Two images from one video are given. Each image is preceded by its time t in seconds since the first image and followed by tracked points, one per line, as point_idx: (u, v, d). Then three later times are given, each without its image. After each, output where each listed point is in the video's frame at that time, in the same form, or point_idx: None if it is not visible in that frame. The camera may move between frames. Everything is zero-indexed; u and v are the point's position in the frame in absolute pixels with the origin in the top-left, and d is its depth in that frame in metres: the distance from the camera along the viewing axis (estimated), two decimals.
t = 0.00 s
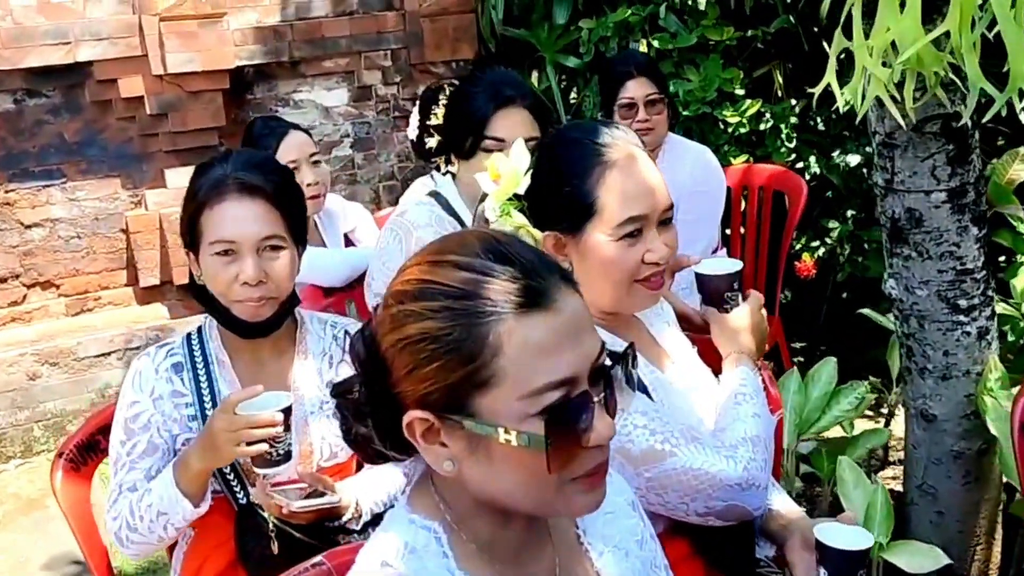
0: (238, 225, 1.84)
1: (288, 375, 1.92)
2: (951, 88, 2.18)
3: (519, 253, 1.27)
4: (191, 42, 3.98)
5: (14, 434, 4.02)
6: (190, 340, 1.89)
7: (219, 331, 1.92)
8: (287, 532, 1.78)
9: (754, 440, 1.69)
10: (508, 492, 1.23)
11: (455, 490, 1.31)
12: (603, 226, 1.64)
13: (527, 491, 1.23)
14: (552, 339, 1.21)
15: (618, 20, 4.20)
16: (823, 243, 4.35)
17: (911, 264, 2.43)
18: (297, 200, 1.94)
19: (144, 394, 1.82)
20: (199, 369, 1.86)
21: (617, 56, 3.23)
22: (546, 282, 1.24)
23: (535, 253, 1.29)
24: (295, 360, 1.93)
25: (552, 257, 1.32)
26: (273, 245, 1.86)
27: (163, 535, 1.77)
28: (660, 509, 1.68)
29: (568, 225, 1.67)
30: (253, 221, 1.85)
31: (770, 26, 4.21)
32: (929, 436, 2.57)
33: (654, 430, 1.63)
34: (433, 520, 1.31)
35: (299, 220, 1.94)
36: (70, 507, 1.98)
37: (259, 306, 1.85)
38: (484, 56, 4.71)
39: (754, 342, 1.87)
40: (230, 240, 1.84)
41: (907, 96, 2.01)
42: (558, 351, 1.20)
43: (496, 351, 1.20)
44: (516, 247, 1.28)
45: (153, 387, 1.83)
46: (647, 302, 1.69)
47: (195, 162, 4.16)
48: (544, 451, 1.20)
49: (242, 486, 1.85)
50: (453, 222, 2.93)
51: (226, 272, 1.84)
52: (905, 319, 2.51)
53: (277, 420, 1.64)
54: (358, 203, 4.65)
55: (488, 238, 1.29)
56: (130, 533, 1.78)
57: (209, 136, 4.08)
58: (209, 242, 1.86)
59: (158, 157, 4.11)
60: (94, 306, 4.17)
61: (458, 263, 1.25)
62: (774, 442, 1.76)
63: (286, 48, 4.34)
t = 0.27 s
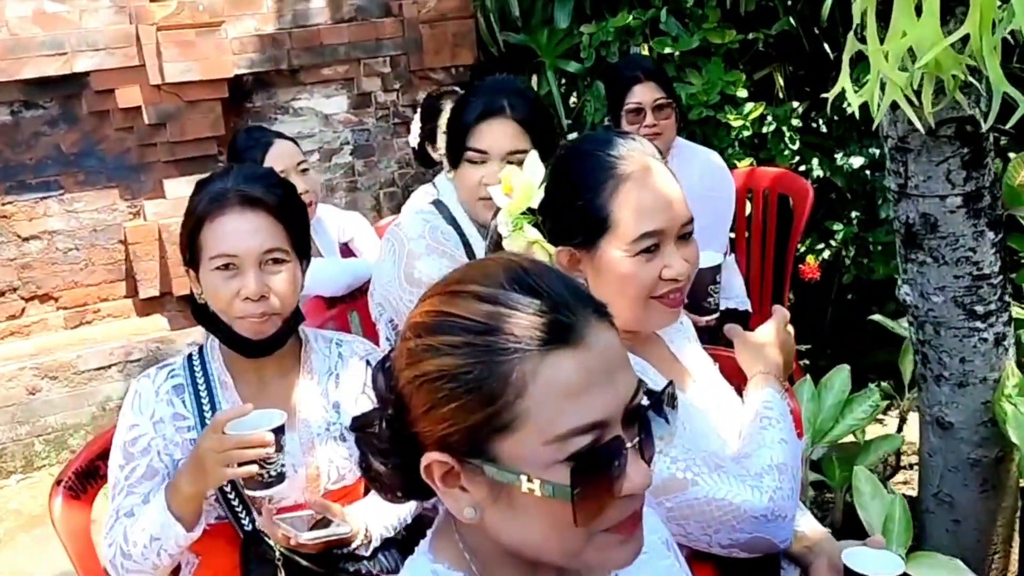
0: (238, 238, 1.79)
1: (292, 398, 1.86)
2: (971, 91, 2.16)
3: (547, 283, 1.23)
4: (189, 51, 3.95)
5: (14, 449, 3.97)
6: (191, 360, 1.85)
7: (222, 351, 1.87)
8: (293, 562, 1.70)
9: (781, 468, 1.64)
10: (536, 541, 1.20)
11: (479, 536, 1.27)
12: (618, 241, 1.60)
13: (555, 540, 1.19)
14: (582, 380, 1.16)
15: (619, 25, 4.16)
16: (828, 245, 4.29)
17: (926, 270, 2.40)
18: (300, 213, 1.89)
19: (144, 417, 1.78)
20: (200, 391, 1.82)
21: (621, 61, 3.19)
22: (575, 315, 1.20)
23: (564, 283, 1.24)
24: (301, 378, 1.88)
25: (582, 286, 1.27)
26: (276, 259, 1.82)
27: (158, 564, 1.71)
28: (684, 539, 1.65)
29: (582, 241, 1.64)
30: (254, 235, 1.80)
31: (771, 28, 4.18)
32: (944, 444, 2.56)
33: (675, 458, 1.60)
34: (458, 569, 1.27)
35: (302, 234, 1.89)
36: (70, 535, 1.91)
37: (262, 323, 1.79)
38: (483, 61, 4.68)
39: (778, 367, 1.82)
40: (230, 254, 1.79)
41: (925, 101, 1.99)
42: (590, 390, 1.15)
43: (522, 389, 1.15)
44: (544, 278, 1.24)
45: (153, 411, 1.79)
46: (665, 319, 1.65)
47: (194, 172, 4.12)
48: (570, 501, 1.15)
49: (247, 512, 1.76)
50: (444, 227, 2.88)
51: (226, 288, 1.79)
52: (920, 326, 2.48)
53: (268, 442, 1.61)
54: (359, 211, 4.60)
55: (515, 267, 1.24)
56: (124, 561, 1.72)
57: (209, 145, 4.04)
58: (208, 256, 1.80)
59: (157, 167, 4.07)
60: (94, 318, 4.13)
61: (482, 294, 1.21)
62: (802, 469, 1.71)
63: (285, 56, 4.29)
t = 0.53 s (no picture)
0: (243, 256, 1.76)
1: (299, 420, 1.81)
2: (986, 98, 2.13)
3: (578, 318, 1.17)
4: (189, 59, 3.91)
5: (16, 463, 3.93)
6: (195, 379, 1.82)
7: (226, 369, 1.83)
8: None
9: (806, 505, 1.61)
10: None
11: None
12: (639, 257, 1.58)
13: None
14: (619, 424, 1.11)
15: (621, 29, 4.07)
16: (833, 251, 4.24)
17: (939, 280, 2.36)
18: (306, 231, 1.85)
19: (146, 434, 1.75)
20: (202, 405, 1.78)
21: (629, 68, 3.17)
22: (608, 352, 1.14)
23: (594, 317, 1.19)
24: (303, 401, 1.83)
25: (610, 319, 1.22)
26: (282, 277, 1.78)
27: None
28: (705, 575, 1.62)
29: (601, 257, 1.61)
30: (259, 252, 1.76)
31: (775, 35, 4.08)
32: (959, 456, 2.53)
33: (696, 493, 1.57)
34: None
35: (309, 251, 1.84)
36: (71, 563, 1.87)
37: (268, 343, 1.75)
38: (484, 67, 4.64)
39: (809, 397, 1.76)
40: (234, 272, 1.75)
41: (941, 108, 1.96)
42: (628, 435, 1.11)
43: (553, 434, 1.09)
44: (573, 312, 1.18)
45: (156, 429, 1.76)
46: (687, 340, 1.62)
47: (195, 181, 4.08)
48: (610, 557, 1.10)
49: (255, 537, 1.70)
50: (435, 228, 2.79)
51: (230, 306, 1.75)
52: (933, 337, 2.44)
53: (241, 443, 1.55)
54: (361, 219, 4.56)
55: (541, 300, 1.18)
56: None
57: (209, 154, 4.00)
58: (211, 274, 1.76)
59: (157, 177, 4.03)
60: (95, 330, 4.09)
61: (509, 330, 1.14)
62: (829, 504, 1.67)
63: (285, 63, 4.25)
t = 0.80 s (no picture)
0: (251, 277, 1.72)
1: (306, 442, 1.76)
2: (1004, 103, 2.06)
3: (621, 352, 1.14)
4: (189, 62, 3.86)
5: (15, 472, 3.89)
6: (200, 393, 1.78)
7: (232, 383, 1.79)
8: None
9: (831, 551, 1.54)
10: None
11: None
12: (666, 273, 1.55)
13: None
14: (670, 466, 1.08)
15: (626, 32, 4.04)
16: (840, 256, 4.20)
17: (956, 290, 2.32)
18: (318, 249, 1.81)
19: (152, 448, 1.71)
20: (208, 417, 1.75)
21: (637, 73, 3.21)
22: (654, 389, 1.11)
23: (636, 351, 1.16)
24: (310, 422, 1.78)
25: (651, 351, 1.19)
26: (290, 300, 1.74)
27: None
28: None
29: (626, 273, 1.59)
30: (267, 273, 1.72)
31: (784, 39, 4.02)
32: (974, 468, 2.48)
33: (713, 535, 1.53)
34: None
35: (320, 270, 1.80)
36: None
37: (272, 367, 1.73)
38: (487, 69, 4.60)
39: (847, 426, 1.72)
40: (242, 294, 1.71)
41: (959, 114, 1.87)
42: (676, 480, 1.08)
43: (604, 480, 1.06)
44: (616, 347, 1.15)
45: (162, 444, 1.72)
46: (716, 358, 1.59)
47: (195, 185, 4.03)
48: None
49: (263, 557, 1.65)
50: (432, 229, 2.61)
51: (237, 328, 1.71)
52: (949, 347, 2.40)
53: (227, 444, 1.53)
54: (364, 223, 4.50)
55: (582, 335, 1.15)
56: None
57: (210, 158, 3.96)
58: (218, 295, 1.73)
59: (157, 181, 3.99)
60: (95, 337, 4.05)
61: (554, 368, 1.09)
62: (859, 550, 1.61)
63: (287, 66, 4.19)
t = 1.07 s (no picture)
0: (262, 299, 1.70)
1: (316, 464, 1.74)
2: None
3: (678, 407, 1.08)
4: (188, 63, 3.81)
5: (7, 477, 3.82)
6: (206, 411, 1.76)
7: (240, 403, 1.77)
8: None
9: None
10: None
11: None
12: (701, 296, 1.52)
13: None
14: (730, 530, 1.03)
15: (631, 35, 4.01)
16: (845, 260, 4.14)
17: (971, 301, 2.28)
18: (329, 271, 1.79)
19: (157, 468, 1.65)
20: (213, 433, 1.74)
21: (645, 77, 3.23)
22: (715, 450, 1.06)
23: (692, 405, 1.11)
24: (320, 443, 1.76)
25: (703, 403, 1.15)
26: (302, 322, 1.71)
27: None
28: None
29: (659, 294, 1.56)
30: (278, 296, 1.70)
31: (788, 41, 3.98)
32: (986, 480, 2.40)
33: None
34: None
35: (331, 293, 1.78)
36: None
37: (280, 391, 1.71)
38: (488, 70, 4.57)
39: (903, 490, 1.59)
40: (251, 316, 1.69)
41: (982, 127, 1.85)
42: (736, 548, 1.03)
43: (667, 549, 0.99)
44: (673, 402, 1.09)
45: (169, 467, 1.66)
46: (752, 384, 1.55)
47: (193, 187, 3.98)
48: None
49: None
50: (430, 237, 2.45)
51: (245, 350, 1.69)
52: (962, 359, 2.35)
53: (227, 458, 1.41)
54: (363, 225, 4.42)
55: (636, 388, 1.09)
56: None
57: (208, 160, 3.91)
58: (228, 316, 1.71)
59: (154, 183, 3.94)
60: (90, 340, 3.99)
61: (612, 428, 1.03)
62: None
63: (286, 66, 4.14)
